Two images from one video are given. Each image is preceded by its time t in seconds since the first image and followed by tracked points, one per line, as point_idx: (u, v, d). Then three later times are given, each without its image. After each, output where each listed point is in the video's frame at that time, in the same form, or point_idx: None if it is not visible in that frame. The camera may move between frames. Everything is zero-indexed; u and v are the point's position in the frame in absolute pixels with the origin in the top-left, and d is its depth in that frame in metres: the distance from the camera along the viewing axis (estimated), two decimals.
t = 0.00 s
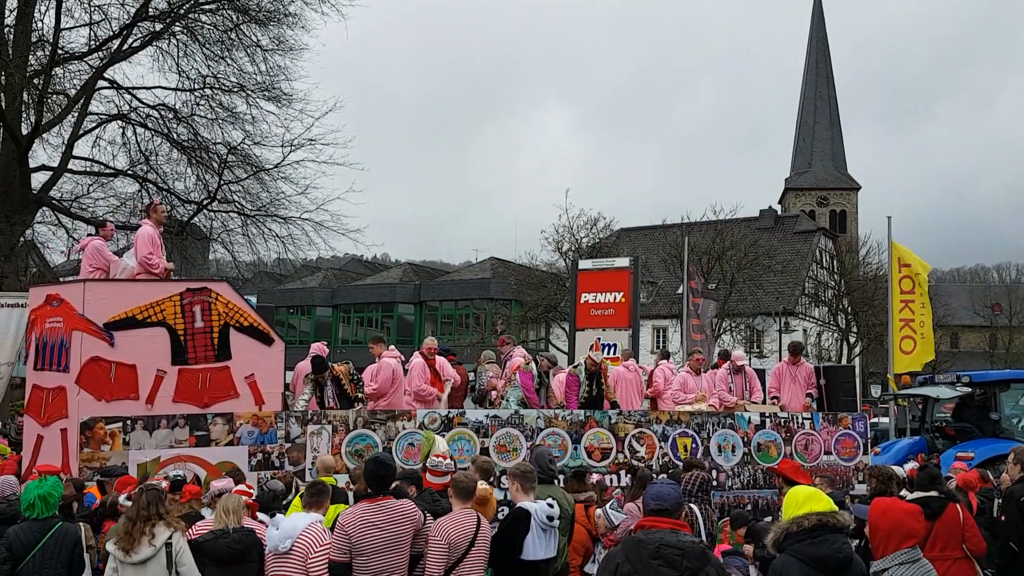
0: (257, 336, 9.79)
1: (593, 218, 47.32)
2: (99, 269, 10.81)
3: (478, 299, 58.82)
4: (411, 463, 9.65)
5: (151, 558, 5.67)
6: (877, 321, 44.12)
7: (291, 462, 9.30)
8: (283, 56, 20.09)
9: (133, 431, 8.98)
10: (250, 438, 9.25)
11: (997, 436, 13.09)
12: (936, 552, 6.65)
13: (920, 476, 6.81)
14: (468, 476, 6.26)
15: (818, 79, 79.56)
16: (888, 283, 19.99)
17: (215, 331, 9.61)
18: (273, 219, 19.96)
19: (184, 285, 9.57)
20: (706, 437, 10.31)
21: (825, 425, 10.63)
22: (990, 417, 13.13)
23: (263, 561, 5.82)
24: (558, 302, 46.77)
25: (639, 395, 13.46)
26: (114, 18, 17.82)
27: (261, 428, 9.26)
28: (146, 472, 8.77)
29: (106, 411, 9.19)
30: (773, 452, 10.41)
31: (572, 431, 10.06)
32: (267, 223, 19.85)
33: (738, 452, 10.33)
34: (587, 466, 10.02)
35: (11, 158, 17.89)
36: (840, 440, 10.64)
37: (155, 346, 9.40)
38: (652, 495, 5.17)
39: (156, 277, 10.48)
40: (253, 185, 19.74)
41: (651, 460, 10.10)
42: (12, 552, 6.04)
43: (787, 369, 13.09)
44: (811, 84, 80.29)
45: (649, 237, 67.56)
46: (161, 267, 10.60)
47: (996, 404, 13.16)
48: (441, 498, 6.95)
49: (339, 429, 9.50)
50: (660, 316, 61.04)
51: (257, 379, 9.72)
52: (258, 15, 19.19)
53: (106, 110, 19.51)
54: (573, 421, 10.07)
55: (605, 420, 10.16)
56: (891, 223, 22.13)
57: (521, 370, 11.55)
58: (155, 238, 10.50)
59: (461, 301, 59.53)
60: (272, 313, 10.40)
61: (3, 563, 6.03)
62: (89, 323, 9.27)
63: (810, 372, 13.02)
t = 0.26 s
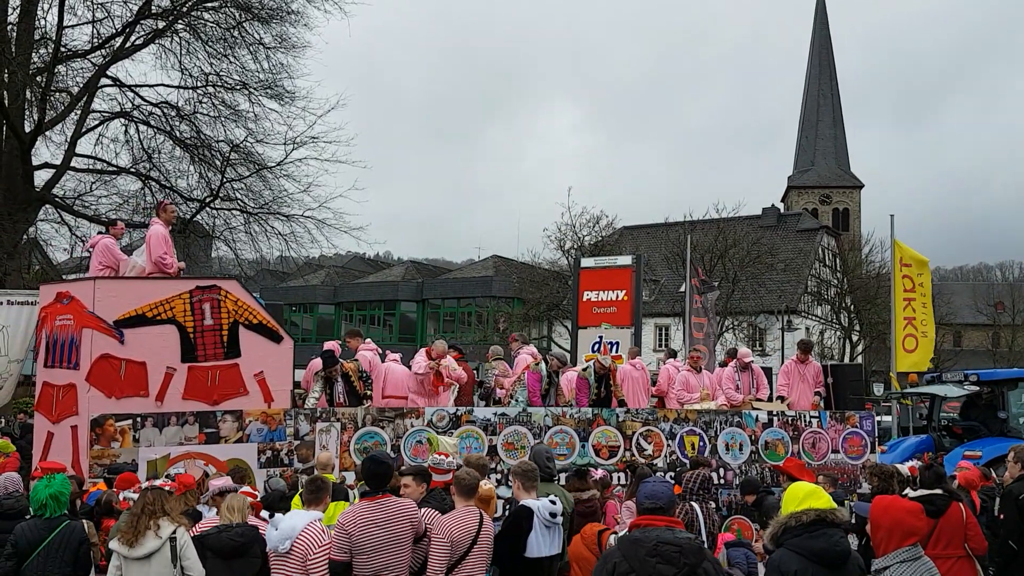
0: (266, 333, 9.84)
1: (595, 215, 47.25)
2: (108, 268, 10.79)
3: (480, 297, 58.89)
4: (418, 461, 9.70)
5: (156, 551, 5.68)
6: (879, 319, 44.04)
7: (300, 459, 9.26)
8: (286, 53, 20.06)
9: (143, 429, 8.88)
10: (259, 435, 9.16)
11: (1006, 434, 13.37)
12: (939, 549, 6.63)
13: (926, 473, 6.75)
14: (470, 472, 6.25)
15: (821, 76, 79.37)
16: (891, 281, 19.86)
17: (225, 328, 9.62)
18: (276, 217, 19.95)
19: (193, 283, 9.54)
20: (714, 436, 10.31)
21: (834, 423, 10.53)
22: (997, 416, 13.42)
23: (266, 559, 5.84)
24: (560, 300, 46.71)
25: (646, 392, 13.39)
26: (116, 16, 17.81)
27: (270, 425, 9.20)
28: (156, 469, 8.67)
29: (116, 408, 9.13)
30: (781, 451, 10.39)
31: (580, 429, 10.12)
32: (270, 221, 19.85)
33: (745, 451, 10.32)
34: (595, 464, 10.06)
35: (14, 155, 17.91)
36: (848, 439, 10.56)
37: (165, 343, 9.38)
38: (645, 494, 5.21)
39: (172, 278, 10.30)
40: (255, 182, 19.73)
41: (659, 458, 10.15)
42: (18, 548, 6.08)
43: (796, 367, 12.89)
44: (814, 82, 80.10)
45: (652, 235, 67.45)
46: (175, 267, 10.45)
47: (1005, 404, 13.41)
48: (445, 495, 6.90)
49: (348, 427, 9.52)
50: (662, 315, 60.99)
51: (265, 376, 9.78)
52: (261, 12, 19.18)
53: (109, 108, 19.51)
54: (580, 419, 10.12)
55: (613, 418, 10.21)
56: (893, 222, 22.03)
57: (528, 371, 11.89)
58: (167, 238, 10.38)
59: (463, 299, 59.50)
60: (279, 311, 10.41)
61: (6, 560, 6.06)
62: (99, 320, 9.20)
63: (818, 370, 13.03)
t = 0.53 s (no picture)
0: (274, 332, 9.85)
1: (598, 214, 47.20)
2: (117, 268, 10.79)
3: (482, 296, 58.89)
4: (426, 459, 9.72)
5: (158, 546, 5.71)
6: (882, 318, 44.01)
7: (310, 458, 9.28)
8: (288, 52, 20.06)
9: (153, 427, 8.91)
10: (269, 434, 9.21)
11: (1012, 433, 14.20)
12: (945, 551, 6.65)
13: (933, 471, 6.74)
14: (469, 472, 6.25)
15: (824, 75, 79.23)
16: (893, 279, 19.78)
17: (234, 326, 9.62)
18: (279, 216, 19.96)
19: (203, 282, 9.56)
20: (721, 435, 10.33)
21: (840, 422, 10.71)
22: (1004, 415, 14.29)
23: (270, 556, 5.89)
24: (563, 299, 46.65)
25: (653, 391, 13.33)
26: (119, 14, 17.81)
27: (279, 424, 9.23)
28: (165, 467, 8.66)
29: (126, 408, 9.03)
30: (788, 450, 10.51)
31: (588, 428, 10.06)
32: (272, 219, 19.85)
33: (753, 449, 10.41)
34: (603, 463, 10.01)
35: (17, 154, 17.95)
36: (855, 438, 10.72)
37: (175, 342, 9.35)
38: (642, 492, 5.18)
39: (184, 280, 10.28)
40: (257, 181, 19.74)
41: (667, 457, 10.13)
42: (25, 544, 6.14)
43: (803, 366, 12.89)
44: (816, 81, 79.94)
45: (654, 234, 67.37)
46: (186, 268, 10.43)
47: (1011, 403, 14.29)
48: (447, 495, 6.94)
49: (356, 425, 9.52)
50: (665, 314, 60.97)
51: (274, 375, 9.77)
52: (263, 11, 19.17)
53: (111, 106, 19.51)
54: (588, 418, 10.07)
55: (620, 417, 10.21)
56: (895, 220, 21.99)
57: (540, 373, 11.97)
58: (177, 239, 10.35)
59: (465, 298, 59.51)
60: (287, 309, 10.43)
61: (14, 556, 6.13)
62: (109, 319, 9.14)
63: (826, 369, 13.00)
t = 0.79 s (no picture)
0: (279, 331, 9.77)
1: (597, 213, 47.20)
2: (123, 268, 10.79)
3: (481, 294, 58.91)
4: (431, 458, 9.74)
5: (157, 544, 5.89)
6: (881, 317, 44.06)
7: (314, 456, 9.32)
8: (287, 51, 20.03)
9: (158, 426, 8.99)
10: (274, 432, 9.25)
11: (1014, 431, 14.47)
12: (948, 549, 6.61)
13: (940, 471, 6.76)
14: (468, 471, 6.23)
15: (823, 74, 79.22)
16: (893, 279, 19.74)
17: (239, 325, 9.56)
18: (277, 214, 19.94)
19: (208, 281, 9.53)
20: (725, 434, 10.36)
21: (844, 421, 10.76)
22: (1007, 414, 14.55)
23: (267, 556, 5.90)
24: (561, 298, 46.63)
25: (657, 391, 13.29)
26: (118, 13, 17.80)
27: (284, 422, 9.27)
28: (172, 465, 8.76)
29: (132, 406, 9.10)
30: (792, 448, 10.55)
31: (592, 427, 10.10)
32: (271, 218, 19.83)
33: (757, 448, 10.42)
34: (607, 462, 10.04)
35: (15, 152, 17.97)
36: (859, 437, 10.76)
37: (180, 341, 9.33)
38: (637, 491, 5.18)
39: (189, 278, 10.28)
40: (256, 179, 19.73)
41: (670, 456, 10.15)
42: (25, 542, 6.18)
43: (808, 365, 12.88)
44: (815, 80, 79.94)
45: (653, 233, 67.38)
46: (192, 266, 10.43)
47: (1014, 402, 14.55)
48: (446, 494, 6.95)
49: (361, 424, 9.54)
50: (663, 313, 61.00)
51: (280, 374, 9.70)
52: (262, 9, 19.15)
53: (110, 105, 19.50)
54: (592, 417, 10.10)
55: (624, 416, 10.23)
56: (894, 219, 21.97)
57: (544, 371, 12.00)
58: (183, 237, 10.36)
59: (464, 297, 59.55)
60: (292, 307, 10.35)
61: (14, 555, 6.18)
62: (114, 318, 9.17)
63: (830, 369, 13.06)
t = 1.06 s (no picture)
0: (287, 330, 9.85)
1: (598, 213, 47.20)
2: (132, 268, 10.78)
3: (483, 294, 58.94)
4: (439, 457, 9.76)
5: (159, 543, 5.84)
6: (883, 317, 44.11)
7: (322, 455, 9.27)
8: (289, 50, 20.06)
9: (167, 425, 8.82)
10: (282, 431, 9.24)
11: None
12: (953, 551, 6.63)
13: (943, 471, 6.78)
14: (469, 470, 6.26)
15: (825, 74, 79.16)
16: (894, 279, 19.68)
17: (248, 325, 9.62)
18: (279, 214, 19.96)
19: (217, 280, 9.55)
20: (731, 434, 10.38)
21: (850, 422, 10.87)
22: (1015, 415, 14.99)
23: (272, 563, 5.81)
24: (563, 298, 46.59)
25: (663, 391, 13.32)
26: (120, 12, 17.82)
27: (292, 421, 9.26)
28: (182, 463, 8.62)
29: (140, 405, 8.98)
30: (799, 448, 10.55)
31: (599, 427, 10.10)
32: (273, 217, 19.85)
33: (763, 449, 10.46)
34: (614, 462, 10.04)
35: (17, 152, 18.03)
36: (865, 437, 10.87)
37: (190, 341, 9.31)
38: (639, 492, 5.15)
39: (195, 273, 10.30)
40: (258, 179, 19.75)
41: (677, 456, 10.17)
42: (25, 542, 6.20)
43: (814, 366, 13.00)
44: (817, 80, 79.89)
45: (655, 234, 67.37)
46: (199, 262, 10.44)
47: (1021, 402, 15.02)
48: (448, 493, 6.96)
49: (369, 423, 9.54)
50: (665, 313, 60.99)
51: (288, 373, 9.79)
52: (264, 9, 19.18)
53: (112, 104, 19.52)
54: (600, 417, 10.10)
55: (631, 416, 10.24)
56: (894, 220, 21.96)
57: (548, 367, 11.69)
58: (190, 234, 10.39)
59: (465, 296, 59.58)
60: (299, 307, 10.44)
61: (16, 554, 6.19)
62: (123, 318, 9.07)
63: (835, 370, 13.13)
